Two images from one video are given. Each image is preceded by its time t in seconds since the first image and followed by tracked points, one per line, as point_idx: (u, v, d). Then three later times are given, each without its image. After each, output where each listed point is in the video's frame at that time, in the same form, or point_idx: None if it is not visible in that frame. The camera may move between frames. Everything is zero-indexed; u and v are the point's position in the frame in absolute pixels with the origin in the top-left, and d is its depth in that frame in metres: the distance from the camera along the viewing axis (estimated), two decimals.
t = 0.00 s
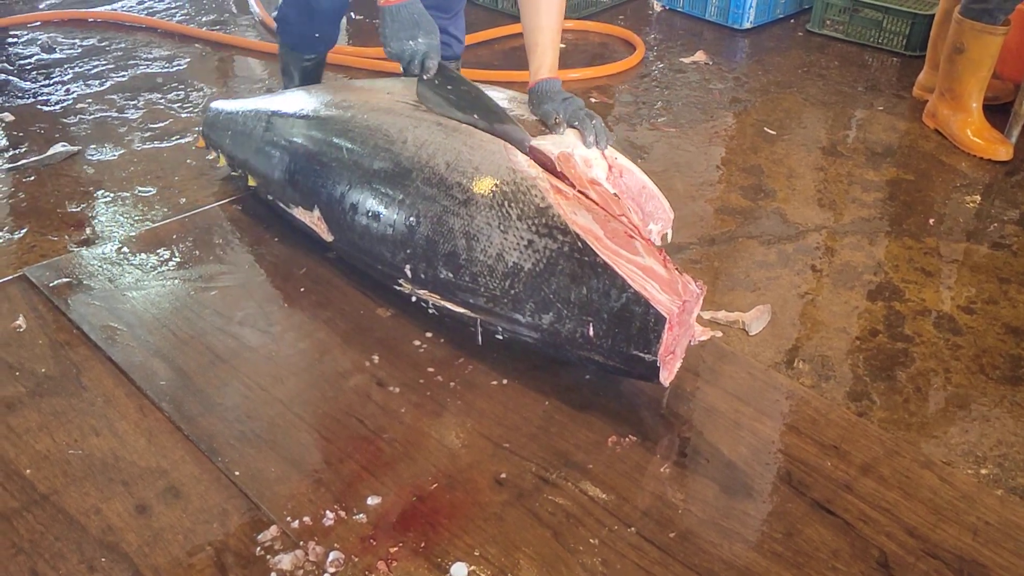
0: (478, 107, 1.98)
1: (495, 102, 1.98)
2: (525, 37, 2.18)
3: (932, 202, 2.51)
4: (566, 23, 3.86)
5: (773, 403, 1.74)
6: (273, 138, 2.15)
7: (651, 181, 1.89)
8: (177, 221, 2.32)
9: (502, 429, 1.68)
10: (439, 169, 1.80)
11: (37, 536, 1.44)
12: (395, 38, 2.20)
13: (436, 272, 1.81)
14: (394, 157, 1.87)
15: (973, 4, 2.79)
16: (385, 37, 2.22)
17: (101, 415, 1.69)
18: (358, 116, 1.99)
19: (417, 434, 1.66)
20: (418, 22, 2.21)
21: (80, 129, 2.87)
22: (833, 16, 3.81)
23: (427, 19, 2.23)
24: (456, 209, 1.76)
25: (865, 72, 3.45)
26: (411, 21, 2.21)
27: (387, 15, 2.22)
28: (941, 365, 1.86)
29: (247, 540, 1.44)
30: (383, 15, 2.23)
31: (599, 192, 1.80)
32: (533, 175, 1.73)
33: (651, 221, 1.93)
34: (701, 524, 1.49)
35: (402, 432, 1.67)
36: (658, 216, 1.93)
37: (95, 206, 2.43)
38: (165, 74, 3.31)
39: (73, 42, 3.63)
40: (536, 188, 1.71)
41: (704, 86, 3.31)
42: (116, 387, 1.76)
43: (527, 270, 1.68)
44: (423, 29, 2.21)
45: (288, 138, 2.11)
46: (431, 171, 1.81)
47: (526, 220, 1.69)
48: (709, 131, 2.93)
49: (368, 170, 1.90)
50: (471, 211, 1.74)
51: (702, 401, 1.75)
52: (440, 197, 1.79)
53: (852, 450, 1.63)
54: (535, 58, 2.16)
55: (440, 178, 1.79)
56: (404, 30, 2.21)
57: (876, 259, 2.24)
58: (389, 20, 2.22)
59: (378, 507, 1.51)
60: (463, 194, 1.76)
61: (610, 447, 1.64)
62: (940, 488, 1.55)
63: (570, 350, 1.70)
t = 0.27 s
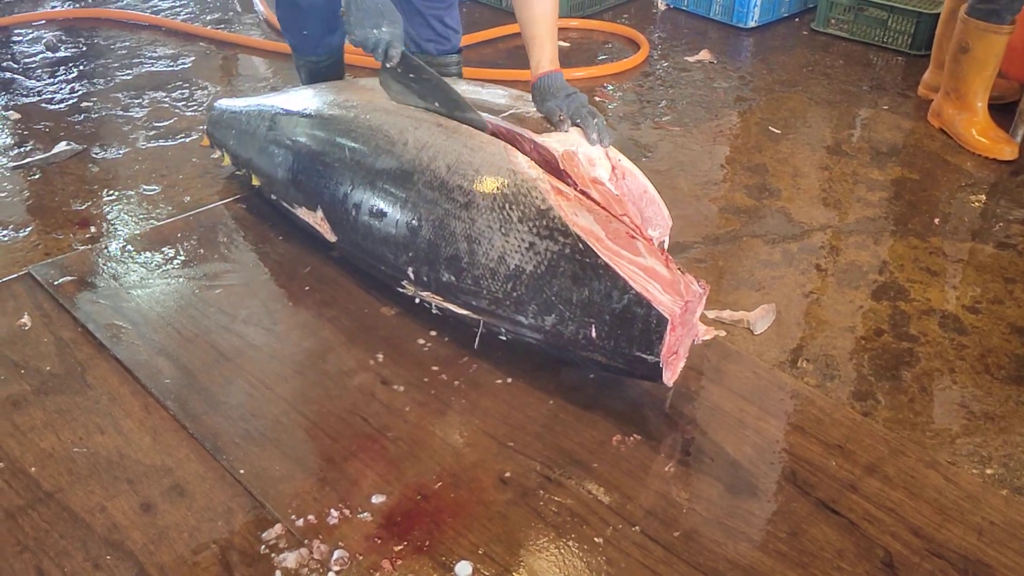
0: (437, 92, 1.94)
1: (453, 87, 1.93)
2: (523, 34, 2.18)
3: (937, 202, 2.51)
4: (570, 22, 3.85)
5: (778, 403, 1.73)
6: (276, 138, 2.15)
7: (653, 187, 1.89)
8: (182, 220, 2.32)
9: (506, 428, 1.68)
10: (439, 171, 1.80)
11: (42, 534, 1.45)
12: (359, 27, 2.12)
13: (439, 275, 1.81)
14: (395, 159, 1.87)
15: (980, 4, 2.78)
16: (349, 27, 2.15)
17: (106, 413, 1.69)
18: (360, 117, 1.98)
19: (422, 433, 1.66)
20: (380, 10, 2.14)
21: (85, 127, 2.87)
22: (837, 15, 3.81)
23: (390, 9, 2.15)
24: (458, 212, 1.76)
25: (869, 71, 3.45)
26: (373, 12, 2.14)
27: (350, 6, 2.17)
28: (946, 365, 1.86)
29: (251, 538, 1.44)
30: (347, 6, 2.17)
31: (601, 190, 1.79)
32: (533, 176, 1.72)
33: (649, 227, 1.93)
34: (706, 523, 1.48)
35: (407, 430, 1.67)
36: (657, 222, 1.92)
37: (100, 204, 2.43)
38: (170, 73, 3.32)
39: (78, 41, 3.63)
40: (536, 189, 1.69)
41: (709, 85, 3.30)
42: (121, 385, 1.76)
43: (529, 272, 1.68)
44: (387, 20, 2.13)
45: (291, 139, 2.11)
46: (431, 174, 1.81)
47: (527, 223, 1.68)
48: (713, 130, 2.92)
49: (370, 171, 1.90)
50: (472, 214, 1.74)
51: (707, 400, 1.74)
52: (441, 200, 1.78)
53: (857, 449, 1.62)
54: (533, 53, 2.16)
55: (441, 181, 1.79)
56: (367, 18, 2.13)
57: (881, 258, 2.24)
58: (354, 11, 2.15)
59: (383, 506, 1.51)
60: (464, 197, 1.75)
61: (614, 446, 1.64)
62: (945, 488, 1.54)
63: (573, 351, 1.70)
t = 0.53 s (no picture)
0: (404, 88, 2.04)
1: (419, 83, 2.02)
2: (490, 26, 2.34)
3: (941, 201, 2.50)
4: (573, 20, 3.85)
5: (782, 402, 1.73)
6: (279, 136, 2.15)
7: (654, 192, 1.89)
8: (185, 218, 2.32)
9: (509, 426, 1.68)
10: (441, 172, 1.80)
11: (45, 531, 1.45)
12: (323, 19, 2.36)
13: (441, 275, 1.81)
14: (397, 159, 1.87)
15: (981, 4, 2.79)
16: (314, 17, 2.38)
17: (108, 411, 1.69)
18: (362, 116, 1.98)
19: (424, 431, 1.66)
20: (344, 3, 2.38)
21: (88, 125, 2.87)
22: (841, 14, 3.81)
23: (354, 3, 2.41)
24: (460, 212, 1.76)
25: (873, 70, 3.44)
26: (340, 5, 2.38)
27: None
28: (950, 365, 1.86)
29: (254, 536, 1.44)
30: None
31: (604, 188, 1.79)
32: (535, 175, 1.71)
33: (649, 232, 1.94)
34: (708, 523, 1.48)
35: (409, 429, 1.66)
36: (658, 227, 1.93)
37: (103, 202, 2.43)
38: (173, 70, 3.31)
39: (81, 38, 3.64)
40: (538, 188, 1.69)
41: (712, 84, 3.30)
42: (123, 383, 1.76)
43: (531, 271, 1.68)
44: (350, 13, 2.39)
45: (294, 137, 2.11)
46: (433, 174, 1.81)
47: (529, 223, 1.68)
48: (717, 129, 2.92)
49: (372, 171, 1.90)
50: (474, 214, 1.74)
51: (709, 400, 1.74)
52: (443, 200, 1.78)
53: (860, 449, 1.62)
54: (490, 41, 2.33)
55: (443, 181, 1.79)
56: (331, 10, 2.37)
57: (885, 257, 2.23)
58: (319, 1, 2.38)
59: (385, 505, 1.51)
60: (466, 197, 1.75)
61: (617, 445, 1.64)
62: (949, 488, 1.54)
63: (576, 350, 1.70)
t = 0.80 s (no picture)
0: (383, 77, 2.12)
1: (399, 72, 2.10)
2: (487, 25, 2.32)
3: (943, 200, 2.50)
4: (575, 19, 3.84)
5: (784, 402, 1.73)
6: (282, 133, 2.15)
7: (659, 192, 1.86)
8: (186, 216, 2.31)
9: (511, 426, 1.68)
10: (445, 169, 1.79)
11: (46, 530, 1.45)
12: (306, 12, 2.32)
13: (444, 273, 1.80)
14: (401, 157, 1.86)
15: (985, 3, 2.78)
16: (297, 10, 2.33)
17: (110, 410, 1.69)
18: (365, 114, 1.98)
19: (426, 431, 1.66)
20: None
21: (89, 123, 2.87)
22: (844, 13, 3.80)
23: None
24: (463, 210, 1.75)
25: (876, 69, 3.43)
26: None
27: None
28: (953, 365, 1.85)
29: (255, 535, 1.44)
30: None
31: (608, 186, 1.78)
32: (539, 172, 1.71)
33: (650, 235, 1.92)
34: (710, 522, 1.48)
35: (411, 428, 1.66)
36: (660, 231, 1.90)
37: (104, 200, 2.43)
38: (175, 69, 3.31)
39: (82, 36, 3.63)
40: (542, 186, 1.69)
41: (714, 83, 3.29)
42: (125, 381, 1.76)
43: (534, 269, 1.68)
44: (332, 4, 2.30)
45: (296, 135, 2.11)
46: (436, 172, 1.80)
47: (533, 220, 1.67)
48: (719, 128, 2.91)
49: (375, 168, 1.90)
50: (477, 211, 1.73)
51: (711, 399, 1.74)
52: (446, 198, 1.78)
53: (862, 449, 1.62)
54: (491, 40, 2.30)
55: (446, 179, 1.78)
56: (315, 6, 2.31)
57: (887, 257, 2.23)
58: None
59: (387, 504, 1.51)
60: (469, 194, 1.75)
61: (619, 445, 1.64)
62: (951, 489, 1.54)
63: (578, 349, 1.70)
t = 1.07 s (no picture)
0: (363, 70, 2.18)
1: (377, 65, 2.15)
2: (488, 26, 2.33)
3: (945, 200, 2.49)
4: (576, 18, 3.84)
5: (786, 402, 1.72)
6: (283, 132, 2.15)
7: (660, 194, 1.86)
8: (188, 215, 2.31)
9: (512, 426, 1.67)
10: (447, 168, 1.79)
11: (47, 530, 1.44)
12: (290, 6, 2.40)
13: (446, 272, 1.80)
14: (402, 155, 1.86)
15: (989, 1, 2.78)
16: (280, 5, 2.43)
17: (111, 409, 1.69)
18: (366, 113, 1.98)
19: (427, 430, 1.66)
20: None
21: (90, 122, 2.87)
22: (846, 12, 3.80)
23: None
24: (465, 208, 1.75)
25: (878, 68, 3.43)
26: None
27: None
28: (955, 365, 1.85)
29: (256, 535, 1.44)
30: None
31: (610, 184, 1.78)
32: (541, 171, 1.70)
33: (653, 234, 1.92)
34: (712, 523, 1.48)
35: (412, 428, 1.66)
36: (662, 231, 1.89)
37: (105, 199, 2.42)
38: (176, 68, 3.31)
39: (83, 35, 3.63)
40: (544, 184, 1.68)
41: (716, 82, 3.29)
42: (126, 380, 1.76)
43: (537, 268, 1.67)
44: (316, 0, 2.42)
45: (297, 134, 2.11)
46: (438, 170, 1.80)
47: (535, 219, 1.67)
48: (721, 128, 2.91)
49: (377, 166, 1.90)
50: (479, 210, 1.73)
51: (713, 399, 1.73)
52: (448, 197, 1.77)
53: (864, 449, 1.61)
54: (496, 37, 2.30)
55: (448, 178, 1.78)
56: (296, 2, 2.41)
57: (890, 257, 2.23)
58: None
59: (388, 503, 1.51)
60: (470, 193, 1.75)
61: (620, 445, 1.63)
62: (953, 489, 1.53)
63: (580, 348, 1.70)
